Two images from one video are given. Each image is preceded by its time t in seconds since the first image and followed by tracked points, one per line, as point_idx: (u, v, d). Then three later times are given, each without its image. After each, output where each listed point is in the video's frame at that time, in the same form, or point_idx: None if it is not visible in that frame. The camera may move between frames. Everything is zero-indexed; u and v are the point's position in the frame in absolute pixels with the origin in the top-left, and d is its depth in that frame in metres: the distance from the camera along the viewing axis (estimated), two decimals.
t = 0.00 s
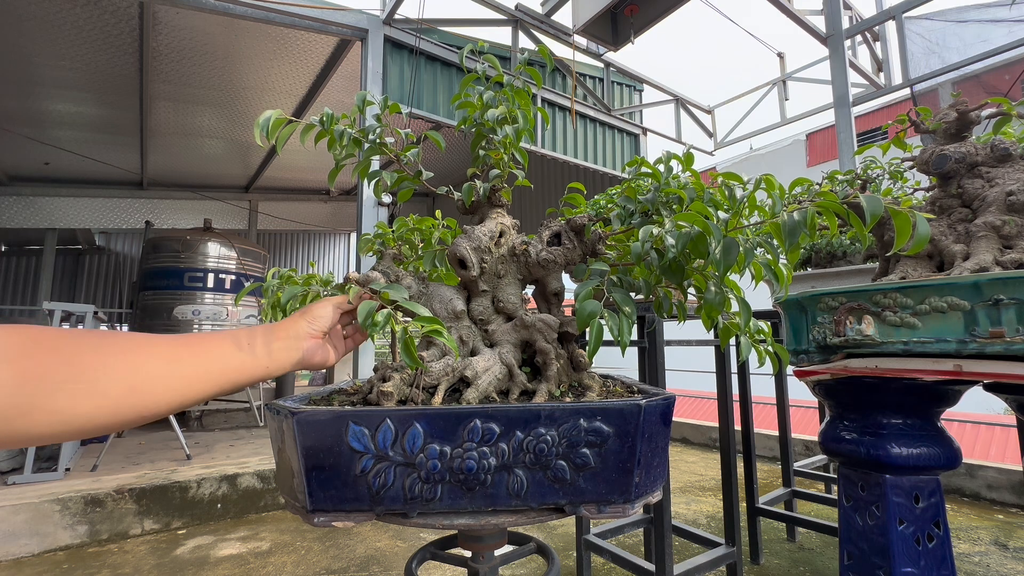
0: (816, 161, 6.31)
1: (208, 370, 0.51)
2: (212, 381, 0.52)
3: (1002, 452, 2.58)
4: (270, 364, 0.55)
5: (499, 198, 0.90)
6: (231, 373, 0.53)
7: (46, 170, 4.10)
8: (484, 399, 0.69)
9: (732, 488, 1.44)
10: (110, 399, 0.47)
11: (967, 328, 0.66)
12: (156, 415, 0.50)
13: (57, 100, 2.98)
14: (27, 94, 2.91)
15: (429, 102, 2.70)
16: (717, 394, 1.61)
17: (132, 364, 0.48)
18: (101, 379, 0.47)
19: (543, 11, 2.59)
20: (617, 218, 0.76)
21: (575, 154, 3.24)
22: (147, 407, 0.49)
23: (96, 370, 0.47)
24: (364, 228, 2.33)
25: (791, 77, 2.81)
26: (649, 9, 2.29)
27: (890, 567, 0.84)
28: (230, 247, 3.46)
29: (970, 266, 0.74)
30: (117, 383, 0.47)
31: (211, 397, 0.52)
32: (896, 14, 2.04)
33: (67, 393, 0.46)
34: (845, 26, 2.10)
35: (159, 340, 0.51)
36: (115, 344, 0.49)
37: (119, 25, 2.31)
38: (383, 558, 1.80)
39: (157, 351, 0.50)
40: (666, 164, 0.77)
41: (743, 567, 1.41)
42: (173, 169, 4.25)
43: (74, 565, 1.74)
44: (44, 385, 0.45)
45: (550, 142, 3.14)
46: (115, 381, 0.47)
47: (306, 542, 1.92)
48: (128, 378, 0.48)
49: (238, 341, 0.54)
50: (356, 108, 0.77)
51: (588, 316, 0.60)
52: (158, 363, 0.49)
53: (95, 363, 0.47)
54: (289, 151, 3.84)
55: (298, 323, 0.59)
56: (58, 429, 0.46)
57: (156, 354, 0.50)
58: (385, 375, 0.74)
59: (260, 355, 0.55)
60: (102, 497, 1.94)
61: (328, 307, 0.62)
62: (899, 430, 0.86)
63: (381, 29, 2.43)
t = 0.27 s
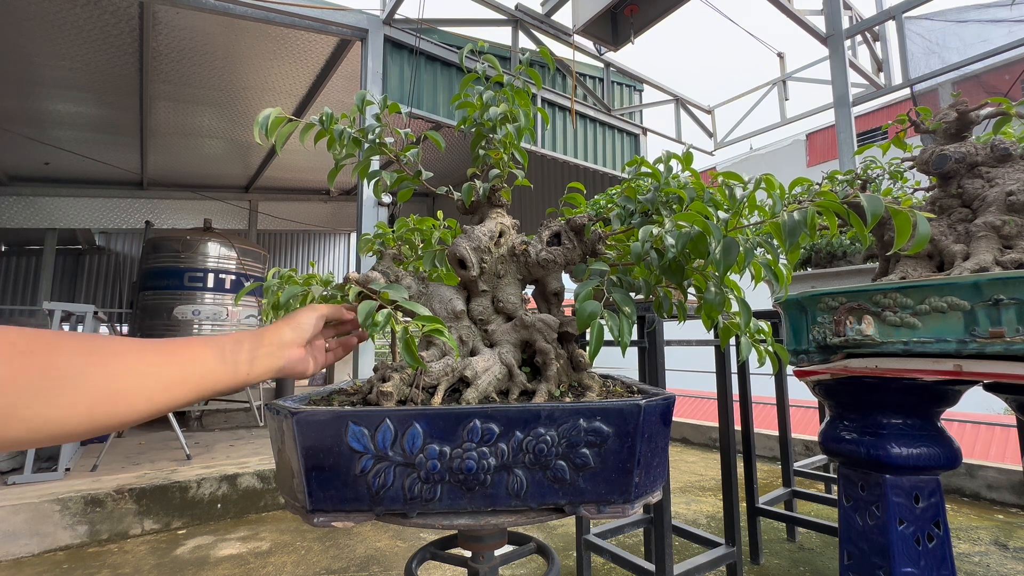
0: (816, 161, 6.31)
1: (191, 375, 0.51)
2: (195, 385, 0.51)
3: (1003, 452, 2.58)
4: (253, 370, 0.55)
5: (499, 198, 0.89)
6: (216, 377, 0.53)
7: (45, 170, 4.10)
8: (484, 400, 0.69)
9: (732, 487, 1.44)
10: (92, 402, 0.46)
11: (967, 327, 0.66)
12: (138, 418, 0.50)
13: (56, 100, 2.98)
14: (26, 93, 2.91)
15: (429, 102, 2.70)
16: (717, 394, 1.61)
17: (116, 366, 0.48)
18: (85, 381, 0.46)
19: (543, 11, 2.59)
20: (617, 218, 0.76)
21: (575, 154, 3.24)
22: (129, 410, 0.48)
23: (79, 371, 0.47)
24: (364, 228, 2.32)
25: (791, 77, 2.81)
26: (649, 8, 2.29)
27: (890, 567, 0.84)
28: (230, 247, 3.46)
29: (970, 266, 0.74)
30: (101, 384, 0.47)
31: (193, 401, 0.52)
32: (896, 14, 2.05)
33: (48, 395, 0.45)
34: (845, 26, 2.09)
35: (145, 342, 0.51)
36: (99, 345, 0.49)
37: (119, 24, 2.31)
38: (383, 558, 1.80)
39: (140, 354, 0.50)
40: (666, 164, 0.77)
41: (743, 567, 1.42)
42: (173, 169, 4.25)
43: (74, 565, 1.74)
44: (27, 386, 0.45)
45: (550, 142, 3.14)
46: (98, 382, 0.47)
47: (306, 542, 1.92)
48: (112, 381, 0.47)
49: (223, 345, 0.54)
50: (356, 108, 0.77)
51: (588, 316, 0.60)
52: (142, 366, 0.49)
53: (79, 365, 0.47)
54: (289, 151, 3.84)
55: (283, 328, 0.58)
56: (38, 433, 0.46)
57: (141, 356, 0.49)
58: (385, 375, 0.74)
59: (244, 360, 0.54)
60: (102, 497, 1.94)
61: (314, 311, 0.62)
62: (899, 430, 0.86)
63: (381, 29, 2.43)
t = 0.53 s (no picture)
0: (816, 160, 6.31)
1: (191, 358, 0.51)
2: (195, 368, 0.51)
3: (1003, 452, 2.58)
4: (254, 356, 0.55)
5: (499, 198, 0.89)
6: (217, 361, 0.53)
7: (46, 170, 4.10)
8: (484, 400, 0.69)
9: (732, 487, 1.44)
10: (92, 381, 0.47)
11: (967, 328, 0.66)
12: (139, 401, 0.50)
13: (56, 100, 2.98)
14: (27, 94, 2.91)
15: (429, 101, 2.70)
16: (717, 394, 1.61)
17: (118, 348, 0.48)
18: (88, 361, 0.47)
19: (543, 11, 2.59)
20: (617, 218, 0.76)
21: (575, 154, 3.24)
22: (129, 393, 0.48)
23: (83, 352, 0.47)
24: (364, 228, 2.32)
25: (791, 77, 2.82)
26: (649, 9, 2.29)
27: (890, 567, 0.84)
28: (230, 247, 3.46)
29: (970, 266, 0.74)
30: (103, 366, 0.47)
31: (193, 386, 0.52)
32: (896, 14, 2.05)
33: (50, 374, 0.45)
34: (845, 26, 2.09)
35: (147, 326, 0.52)
36: (101, 328, 0.49)
37: (119, 24, 2.31)
38: (383, 558, 1.80)
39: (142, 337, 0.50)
40: (666, 164, 0.77)
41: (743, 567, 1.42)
42: (172, 169, 4.25)
43: (74, 565, 1.74)
44: (29, 366, 0.45)
45: (550, 142, 3.14)
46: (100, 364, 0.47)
47: (306, 542, 1.92)
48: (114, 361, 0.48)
49: (224, 329, 0.54)
50: (356, 108, 0.77)
51: (588, 316, 0.60)
52: (143, 348, 0.49)
53: (83, 346, 0.47)
54: (289, 151, 3.84)
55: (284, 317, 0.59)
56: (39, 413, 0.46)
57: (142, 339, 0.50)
58: (385, 375, 0.74)
59: (245, 346, 0.54)
60: (102, 497, 1.94)
61: (312, 301, 0.63)
62: (899, 430, 0.86)
63: (381, 29, 2.43)
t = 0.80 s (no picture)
0: (816, 160, 6.31)
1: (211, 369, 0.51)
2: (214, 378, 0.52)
3: (1003, 452, 2.58)
4: (270, 366, 0.56)
5: (499, 198, 0.90)
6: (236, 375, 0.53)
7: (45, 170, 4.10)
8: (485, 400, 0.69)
9: (732, 487, 1.44)
10: (113, 388, 0.47)
11: (967, 328, 0.66)
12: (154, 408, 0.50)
13: (56, 100, 2.98)
14: (27, 94, 2.91)
15: (429, 102, 2.70)
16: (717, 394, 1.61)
17: (137, 354, 0.48)
18: (106, 367, 0.47)
19: (543, 11, 2.59)
20: (618, 218, 0.76)
21: (576, 154, 3.24)
22: (145, 402, 0.48)
23: (99, 357, 0.47)
24: (364, 228, 2.32)
25: (791, 77, 2.82)
26: (650, 9, 2.29)
27: (890, 567, 0.84)
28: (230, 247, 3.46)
29: (970, 266, 0.74)
30: (118, 373, 0.47)
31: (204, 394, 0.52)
32: (896, 14, 2.05)
33: (67, 380, 0.45)
34: (845, 26, 2.09)
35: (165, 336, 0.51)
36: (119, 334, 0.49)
37: (119, 24, 2.31)
38: (383, 558, 1.80)
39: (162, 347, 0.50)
40: (666, 164, 0.77)
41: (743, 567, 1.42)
42: (172, 169, 4.25)
43: (74, 565, 1.74)
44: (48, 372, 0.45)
45: (550, 142, 3.14)
46: (116, 370, 0.47)
47: (306, 542, 1.92)
48: (132, 367, 0.47)
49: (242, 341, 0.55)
50: (356, 108, 0.77)
51: (589, 316, 0.60)
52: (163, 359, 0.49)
53: (102, 355, 0.47)
54: (289, 151, 3.84)
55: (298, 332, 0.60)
56: (49, 420, 0.45)
57: (160, 348, 0.50)
58: (386, 375, 0.74)
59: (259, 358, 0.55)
60: (102, 497, 1.94)
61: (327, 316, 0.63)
62: (899, 430, 0.86)
63: (381, 29, 2.43)
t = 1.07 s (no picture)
0: (816, 160, 6.31)
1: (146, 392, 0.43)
2: (151, 401, 0.44)
3: (1003, 452, 2.58)
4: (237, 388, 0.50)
5: (499, 198, 0.89)
6: (183, 396, 0.45)
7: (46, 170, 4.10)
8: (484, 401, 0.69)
9: (732, 487, 1.44)
10: (18, 424, 0.39)
11: (967, 328, 0.66)
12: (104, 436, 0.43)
13: (56, 100, 2.98)
14: (27, 94, 2.91)
15: (429, 102, 2.70)
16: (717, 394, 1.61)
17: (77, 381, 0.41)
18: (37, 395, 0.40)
19: (543, 11, 2.59)
20: (618, 218, 0.76)
21: (576, 154, 3.24)
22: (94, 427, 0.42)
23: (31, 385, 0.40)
24: (364, 228, 2.32)
25: (791, 77, 2.82)
26: (650, 9, 2.29)
27: (890, 568, 0.84)
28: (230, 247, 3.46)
29: (970, 266, 0.74)
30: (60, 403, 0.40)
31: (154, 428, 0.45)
32: (896, 14, 2.05)
33: None
34: (845, 26, 2.09)
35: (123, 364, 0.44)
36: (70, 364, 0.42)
37: (119, 24, 2.31)
38: (383, 558, 1.80)
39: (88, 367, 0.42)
40: (666, 164, 0.77)
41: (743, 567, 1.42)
42: (172, 169, 4.25)
43: (74, 565, 1.74)
44: None
45: (550, 142, 3.14)
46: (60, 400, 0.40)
47: (306, 542, 1.92)
48: (73, 395, 0.41)
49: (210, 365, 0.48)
50: (356, 108, 0.77)
51: (588, 316, 0.60)
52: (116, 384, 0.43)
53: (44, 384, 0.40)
54: (289, 151, 3.84)
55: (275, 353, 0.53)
56: None
57: (82, 367, 0.42)
58: (385, 375, 0.74)
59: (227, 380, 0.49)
60: (102, 497, 1.94)
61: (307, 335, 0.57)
62: (899, 430, 0.86)
63: (381, 29, 2.43)
